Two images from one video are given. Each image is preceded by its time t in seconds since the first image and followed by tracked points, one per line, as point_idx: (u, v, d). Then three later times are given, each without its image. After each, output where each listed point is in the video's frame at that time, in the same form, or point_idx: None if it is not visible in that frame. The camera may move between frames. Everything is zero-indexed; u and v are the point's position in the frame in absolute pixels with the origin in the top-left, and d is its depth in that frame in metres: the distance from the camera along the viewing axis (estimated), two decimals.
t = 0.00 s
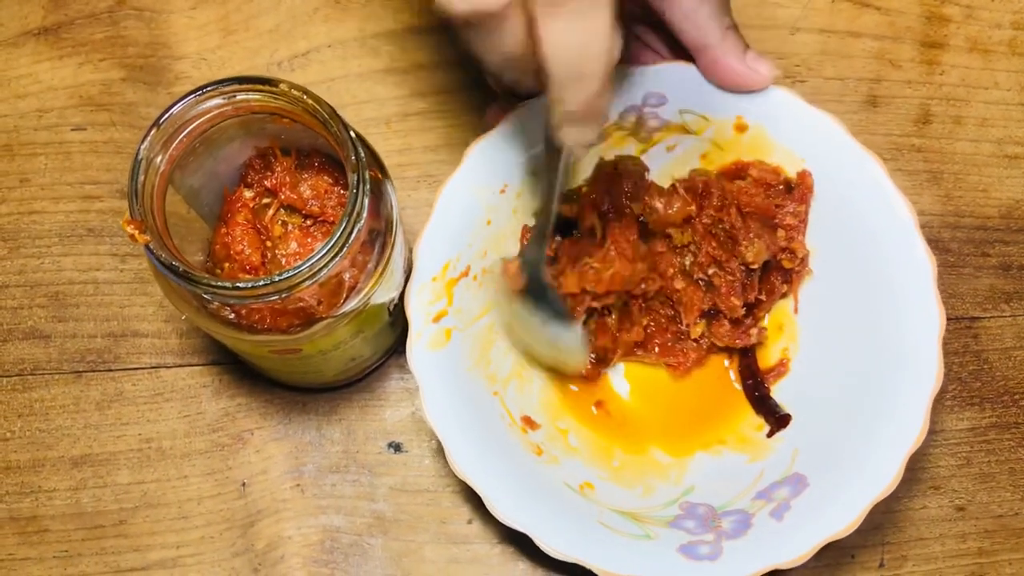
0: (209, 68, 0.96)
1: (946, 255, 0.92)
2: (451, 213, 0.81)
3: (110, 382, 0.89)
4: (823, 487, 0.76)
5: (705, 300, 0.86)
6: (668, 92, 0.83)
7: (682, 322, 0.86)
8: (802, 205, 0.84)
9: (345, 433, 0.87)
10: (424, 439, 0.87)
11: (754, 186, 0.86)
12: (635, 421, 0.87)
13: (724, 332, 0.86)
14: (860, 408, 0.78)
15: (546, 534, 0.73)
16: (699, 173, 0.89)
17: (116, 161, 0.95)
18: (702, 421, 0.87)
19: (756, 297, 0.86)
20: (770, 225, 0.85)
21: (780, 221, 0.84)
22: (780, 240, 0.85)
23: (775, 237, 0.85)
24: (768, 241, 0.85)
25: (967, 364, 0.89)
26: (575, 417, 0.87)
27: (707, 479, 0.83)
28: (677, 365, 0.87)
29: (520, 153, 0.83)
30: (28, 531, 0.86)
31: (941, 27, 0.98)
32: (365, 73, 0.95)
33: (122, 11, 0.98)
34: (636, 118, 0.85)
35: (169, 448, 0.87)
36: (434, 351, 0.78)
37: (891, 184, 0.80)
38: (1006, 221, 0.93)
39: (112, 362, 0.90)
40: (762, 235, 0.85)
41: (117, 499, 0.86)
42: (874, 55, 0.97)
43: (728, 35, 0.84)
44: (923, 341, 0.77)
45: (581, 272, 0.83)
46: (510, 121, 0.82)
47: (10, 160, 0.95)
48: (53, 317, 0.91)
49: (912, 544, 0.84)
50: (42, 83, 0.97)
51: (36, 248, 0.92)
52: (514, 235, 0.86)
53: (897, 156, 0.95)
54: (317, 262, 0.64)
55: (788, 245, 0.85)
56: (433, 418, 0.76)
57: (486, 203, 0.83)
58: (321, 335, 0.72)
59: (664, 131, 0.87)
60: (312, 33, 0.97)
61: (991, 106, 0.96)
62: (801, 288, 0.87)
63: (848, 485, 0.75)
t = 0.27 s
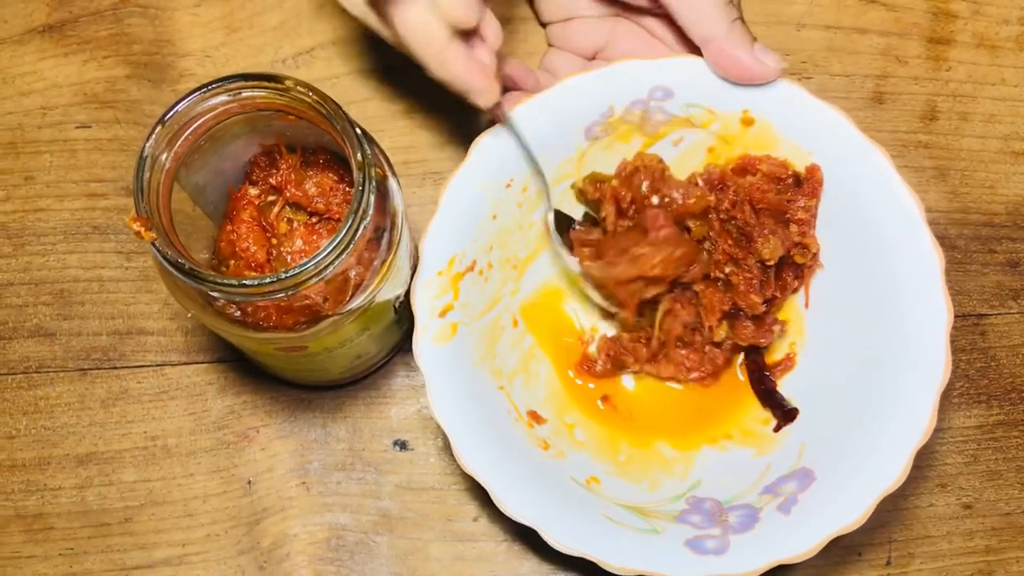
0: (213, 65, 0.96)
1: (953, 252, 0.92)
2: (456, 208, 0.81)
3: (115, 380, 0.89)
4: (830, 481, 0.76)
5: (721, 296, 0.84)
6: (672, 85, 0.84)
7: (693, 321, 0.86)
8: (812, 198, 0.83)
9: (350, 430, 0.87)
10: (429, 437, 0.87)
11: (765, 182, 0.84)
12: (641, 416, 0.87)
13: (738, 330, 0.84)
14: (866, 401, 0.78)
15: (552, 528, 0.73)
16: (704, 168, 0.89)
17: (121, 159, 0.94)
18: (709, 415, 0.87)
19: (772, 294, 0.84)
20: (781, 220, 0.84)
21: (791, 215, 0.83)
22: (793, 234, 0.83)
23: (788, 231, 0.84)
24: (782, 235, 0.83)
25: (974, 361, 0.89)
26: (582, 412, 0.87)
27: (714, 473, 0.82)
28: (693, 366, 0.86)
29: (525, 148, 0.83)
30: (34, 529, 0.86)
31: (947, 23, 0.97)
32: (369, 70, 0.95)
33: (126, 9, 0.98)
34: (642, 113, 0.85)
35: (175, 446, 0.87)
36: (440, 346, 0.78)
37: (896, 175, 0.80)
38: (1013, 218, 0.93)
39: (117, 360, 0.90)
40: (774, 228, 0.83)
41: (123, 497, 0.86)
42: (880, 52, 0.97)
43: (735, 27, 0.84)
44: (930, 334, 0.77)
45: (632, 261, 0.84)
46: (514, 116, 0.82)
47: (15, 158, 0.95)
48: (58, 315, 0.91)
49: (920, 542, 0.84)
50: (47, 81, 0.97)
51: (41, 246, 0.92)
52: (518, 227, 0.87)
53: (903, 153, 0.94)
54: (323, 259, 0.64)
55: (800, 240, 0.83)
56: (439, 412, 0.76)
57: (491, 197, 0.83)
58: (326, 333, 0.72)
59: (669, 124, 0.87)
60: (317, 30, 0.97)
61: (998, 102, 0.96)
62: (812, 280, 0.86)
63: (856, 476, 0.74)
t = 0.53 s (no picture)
0: (217, 62, 0.96)
1: (959, 250, 0.91)
2: (463, 208, 0.81)
3: (120, 378, 0.89)
4: (837, 480, 0.75)
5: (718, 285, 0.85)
6: (680, 83, 0.83)
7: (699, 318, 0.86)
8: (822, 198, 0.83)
9: (355, 428, 0.87)
10: (434, 435, 0.87)
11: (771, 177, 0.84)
12: (648, 415, 0.86)
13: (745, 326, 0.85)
14: (873, 400, 0.78)
15: (560, 527, 0.73)
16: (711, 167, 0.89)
17: (125, 156, 0.94)
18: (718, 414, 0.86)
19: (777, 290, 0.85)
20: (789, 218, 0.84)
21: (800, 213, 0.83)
22: (801, 232, 0.84)
23: (796, 229, 0.84)
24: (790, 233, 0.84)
25: (979, 360, 0.89)
26: (589, 412, 0.86)
27: (722, 472, 0.82)
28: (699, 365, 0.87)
29: (530, 144, 0.84)
30: (38, 527, 0.86)
31: (953, 20, 0.97)
32: (373, 67, 0.95)
33: (130, 6, 0.98)
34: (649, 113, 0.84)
35: (179, 444, 0.87)
36: (447, 345, 0.78)
37: (904, 174, 0.79)
38: (1019, 216, 0.93)
39: (122, 358, 0.89)
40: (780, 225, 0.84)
41: (127, 495, 0.86)
42: (886, 49, 0.96)
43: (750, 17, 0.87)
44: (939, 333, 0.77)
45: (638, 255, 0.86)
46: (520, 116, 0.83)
47: (19, 155, 0.95)
48: (62, 313, 0.91)
49: (925, 541, 0.84)
50: (51, 78, 0.97)
51: (45, 244, 0.92)
52: (524, 225, 0.88)
53: (909, 151, 0.94)
54: (329, 256, 0.64)
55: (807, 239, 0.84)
56: (446, 412, 0.76)
57: (497, 196, 0.83)
58: (331, 331, 0.72)
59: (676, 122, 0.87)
60: (321, 27, 0.96)
61: (1004, 100, 0.96)
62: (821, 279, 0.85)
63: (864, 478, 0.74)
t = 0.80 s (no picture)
0: (218, 64, 0.96)
1: (960, 253, 0.91)
2: (466, 209, 0.81)
3: (120, 380, 0.89)
4: (836, 488, 0.75)
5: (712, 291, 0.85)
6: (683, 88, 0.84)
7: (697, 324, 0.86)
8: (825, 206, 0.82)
9: (355, 431, 0.87)
10: (434, 437, 0.87)
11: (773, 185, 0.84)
12: (646, 420, 0.87)
13: (744, 332, 0.85)
14: (874, 408, 0.78)
15: (557, 533, 0.73)
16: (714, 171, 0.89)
17: (125, 158, 0.94)
18: (714, 420, 0.86)
19: (777, 298, 0.84)
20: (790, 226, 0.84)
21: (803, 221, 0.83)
22: (803, 240, 0.83)
23: (797, 237, 0.83)
24: (791, 241, 0.83)
25: (981, 363, 0.88)
26: (588, 416, 0.87)
27: (721, 481, 0.82)
28: (700, 371, 0.86)
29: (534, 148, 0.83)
30: (38, 529, 0.86)
31: (955, 23, 0.97)
32: (374, 69, 0.95)
33: (131, 8, 0.98)
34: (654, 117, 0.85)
35: (179, 446, 0.87)
36: (447, 348, 0.77)
37: (910, 183, 0.79)
38: (1020, 218, 0.92)
39: (122, 360, 0.89)
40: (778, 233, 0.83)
41: (127, 497, 0.86)
42: (887, 52, 0.96)
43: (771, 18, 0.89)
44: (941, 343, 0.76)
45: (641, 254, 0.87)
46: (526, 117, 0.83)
47: (19, 157, 0.95)
48: (63, 315, 0.91)
49: (926, 544, 0.84)
50: (51, 80, 0.96)
51: (45, 246, 0.92)
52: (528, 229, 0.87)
53: (910, 153, 0.94)
54: (328, 261, 0.64)
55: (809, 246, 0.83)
56: (446, 416, 0.76)
57: (501, 199, 0.83)
58: (332, 334, 0.72)
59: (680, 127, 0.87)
60: (321, 30, 0.96)
61: (1005, 102, 0.96)
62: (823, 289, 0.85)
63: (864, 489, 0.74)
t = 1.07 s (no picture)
0: (214, 67, 0.96)
1: (956, 254, 0.91)
2: (464, 213, 0.80)
3: (115, 382, 0.89)
4: (830, 496, 0.75)
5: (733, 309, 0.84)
6: (684, 92, 0.83)
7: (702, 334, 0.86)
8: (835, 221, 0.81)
9: (350, 433, 0.87)
10: (430, 440, 0.87)
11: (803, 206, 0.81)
12: (643, 423, 0.87)
13: (745, 348, 0.85)
14: (872, 417, 0.78)
15: (552, 541, 0.73)
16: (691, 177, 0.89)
17: (121, 160, 0.94)
18: (713, 424, 0.86)
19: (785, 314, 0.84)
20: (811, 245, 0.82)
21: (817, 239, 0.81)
22: (823, 261, 0.82)
23: (817, 258, 0.82)
24: (810, 263, 0.82)
25: (976, 365, 0.89)
26: (587, 419, 0.87)
27: (717, 487, 0.82)
28: (699, 377, 0.87)
29: (531, 151, 0.83)
30: (33, 532, 0.86)
31: (951, 24, 0.97)
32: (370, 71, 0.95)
33: (126, 10, 0.98)
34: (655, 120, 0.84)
35: (174, 448, 0.87)
36: (443, 352, 0.77)
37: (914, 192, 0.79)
38: (1016, 220, 0.93)
39: (117, 363, 0.89)
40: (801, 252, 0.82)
41: (122, 499, 0.86)
42: (883, 53, 0.96)
43: (776, 28, 0.87)
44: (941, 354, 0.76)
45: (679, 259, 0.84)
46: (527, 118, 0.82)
47: (14, 159, 0.94)
48: (58, 317, 0.91)
49: (921, 547, 0.84)
50: (47, 82, 0.96)
51: (40, 248, 0.92)
52: (525, 232, 0.88)
53: (905, 155, 0.94)
54: (322, 264, 0.64)
55: (829, 269, 0.82)
56: (442, 421, 0.75)
57: (500, 204, 0.82)
58: (326, 337, 0.72)
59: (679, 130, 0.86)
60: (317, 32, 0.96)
61: (1000, 104, 0.96)
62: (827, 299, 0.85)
63: (858, 500, 0.74)
